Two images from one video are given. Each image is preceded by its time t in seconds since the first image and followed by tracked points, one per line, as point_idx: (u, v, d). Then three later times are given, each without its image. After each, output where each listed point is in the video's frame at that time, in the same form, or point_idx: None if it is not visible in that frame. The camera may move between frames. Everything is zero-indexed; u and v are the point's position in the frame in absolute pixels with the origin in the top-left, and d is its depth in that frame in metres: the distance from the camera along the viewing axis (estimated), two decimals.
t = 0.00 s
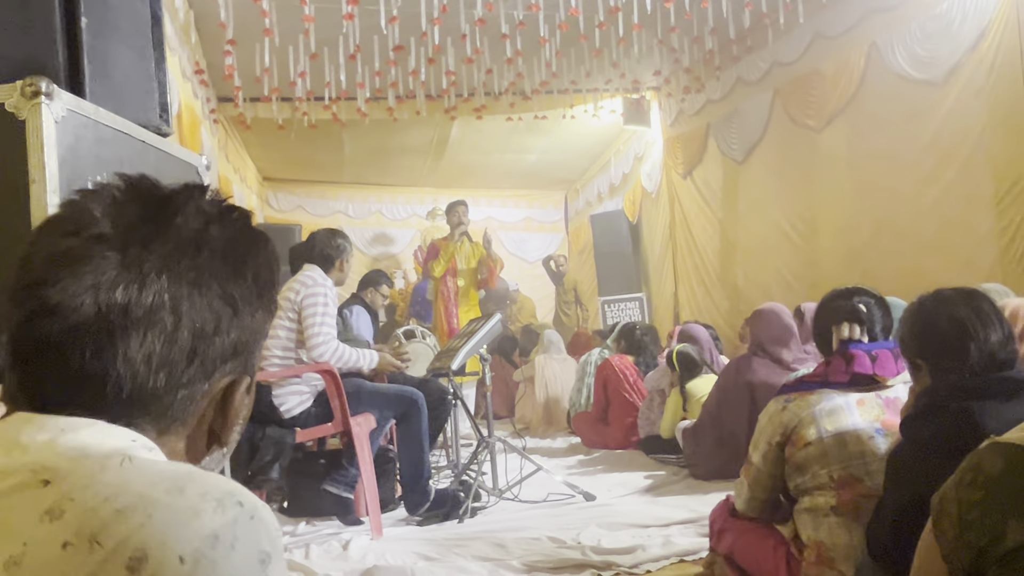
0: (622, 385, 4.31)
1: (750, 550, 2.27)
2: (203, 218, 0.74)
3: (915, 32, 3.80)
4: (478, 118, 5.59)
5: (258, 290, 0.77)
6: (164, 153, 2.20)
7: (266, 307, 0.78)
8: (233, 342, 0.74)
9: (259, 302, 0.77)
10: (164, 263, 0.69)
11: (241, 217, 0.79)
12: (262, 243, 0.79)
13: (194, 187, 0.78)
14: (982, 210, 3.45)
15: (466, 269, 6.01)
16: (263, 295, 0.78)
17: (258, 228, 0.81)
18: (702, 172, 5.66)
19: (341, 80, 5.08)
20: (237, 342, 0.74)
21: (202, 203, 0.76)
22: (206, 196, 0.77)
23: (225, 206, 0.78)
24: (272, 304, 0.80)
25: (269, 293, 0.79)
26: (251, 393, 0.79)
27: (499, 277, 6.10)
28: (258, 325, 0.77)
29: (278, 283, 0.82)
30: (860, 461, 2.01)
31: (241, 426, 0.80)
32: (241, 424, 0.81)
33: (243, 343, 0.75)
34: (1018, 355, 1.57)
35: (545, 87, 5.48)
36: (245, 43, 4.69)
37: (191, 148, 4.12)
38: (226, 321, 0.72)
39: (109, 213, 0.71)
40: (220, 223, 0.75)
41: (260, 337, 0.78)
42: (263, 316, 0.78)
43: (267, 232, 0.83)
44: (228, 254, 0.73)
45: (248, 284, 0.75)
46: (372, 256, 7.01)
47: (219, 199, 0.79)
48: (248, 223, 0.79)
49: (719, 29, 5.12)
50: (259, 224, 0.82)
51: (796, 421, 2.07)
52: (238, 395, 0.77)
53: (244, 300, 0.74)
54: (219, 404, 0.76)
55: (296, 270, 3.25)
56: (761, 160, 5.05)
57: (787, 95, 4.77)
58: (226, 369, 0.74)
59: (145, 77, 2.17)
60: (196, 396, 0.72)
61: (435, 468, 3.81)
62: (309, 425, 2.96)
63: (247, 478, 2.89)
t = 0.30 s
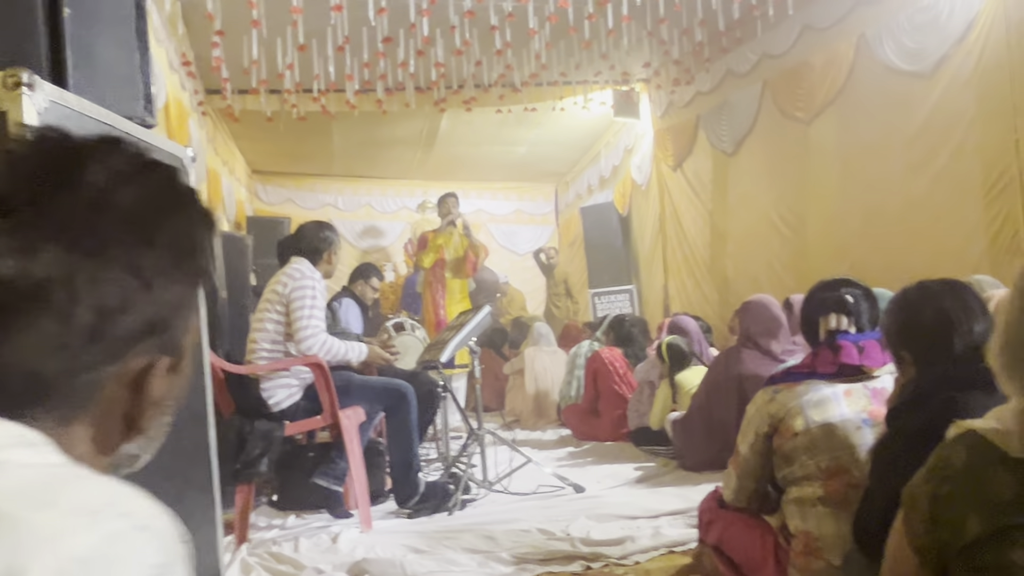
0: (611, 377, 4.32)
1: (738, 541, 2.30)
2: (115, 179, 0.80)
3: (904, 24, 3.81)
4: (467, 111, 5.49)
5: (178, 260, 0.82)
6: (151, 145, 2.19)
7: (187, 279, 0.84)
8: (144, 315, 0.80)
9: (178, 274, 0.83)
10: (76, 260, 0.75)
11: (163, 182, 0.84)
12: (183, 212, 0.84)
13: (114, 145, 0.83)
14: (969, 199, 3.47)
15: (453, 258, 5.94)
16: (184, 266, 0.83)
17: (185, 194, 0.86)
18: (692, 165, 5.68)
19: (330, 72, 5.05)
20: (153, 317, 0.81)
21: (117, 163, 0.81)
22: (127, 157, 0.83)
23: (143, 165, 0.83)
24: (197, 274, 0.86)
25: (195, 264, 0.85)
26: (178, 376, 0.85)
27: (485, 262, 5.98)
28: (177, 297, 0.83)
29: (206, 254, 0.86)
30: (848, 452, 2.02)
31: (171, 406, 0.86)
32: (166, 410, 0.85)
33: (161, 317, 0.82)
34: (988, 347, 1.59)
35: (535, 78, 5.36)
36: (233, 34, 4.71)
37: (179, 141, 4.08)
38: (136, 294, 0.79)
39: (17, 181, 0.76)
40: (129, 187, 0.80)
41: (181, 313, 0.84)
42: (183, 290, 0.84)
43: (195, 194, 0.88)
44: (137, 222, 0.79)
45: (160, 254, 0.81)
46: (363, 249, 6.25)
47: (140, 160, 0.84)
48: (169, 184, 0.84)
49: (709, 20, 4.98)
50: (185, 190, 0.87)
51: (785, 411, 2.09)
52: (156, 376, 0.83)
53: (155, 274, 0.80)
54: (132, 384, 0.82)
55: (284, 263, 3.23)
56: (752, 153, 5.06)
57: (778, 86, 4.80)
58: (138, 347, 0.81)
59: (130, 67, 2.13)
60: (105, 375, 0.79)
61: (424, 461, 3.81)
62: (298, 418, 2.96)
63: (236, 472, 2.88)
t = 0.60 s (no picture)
0: (603, 372, 4.32)
1: (726, 536, 2.29)
2: None
3: (895, 19, 3.80)
4: (460, 107, 5.42)
5: (47, 248, 0.91)
6: (132, 141, 2.17)
7: (57, 268, 0.93)
8: (17, 303, 0.88)
9: (47, 260, 0.91)
10: None
11: (33, 180, 0.94)
12: (61, 198, 0.96)
13: None
14: (960, 196, 3.47)
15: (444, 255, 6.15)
16: (52, 253, 0.92)
17: (51, 181, 0.96)
18: (685, 160, 5.71)
19: (322, 67, 5.04)
20: (26, 302, 0.89)
21: None
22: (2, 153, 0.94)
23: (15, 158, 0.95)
24: (71, 260, 0.96)
25: (66, 252, 0.95)
26: (64, 360, 0.97)
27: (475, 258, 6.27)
28: (50, 282, 0.92)
29: (79, 236, 0.97)
30: (834, 448, 2.02)
31: (65, 387, 0.99)
32: (59, 392, 0.98)
33: (35, 301, 0.90)
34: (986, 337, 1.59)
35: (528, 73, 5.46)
36: (224, 29, 4.67)
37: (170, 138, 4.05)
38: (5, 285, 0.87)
39: None
40: None
41: (54, 297, 0.92)
42: (49, 276, 0.92)
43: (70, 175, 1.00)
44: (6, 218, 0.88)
45: (28, 244, 0.89)
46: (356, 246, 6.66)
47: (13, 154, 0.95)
48: (34, 173, 0.95)
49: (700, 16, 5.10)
50: (54, 175, 0.97)
51: (771, 406, 2.09)
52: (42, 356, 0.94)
53: (21, 263, 0.88)
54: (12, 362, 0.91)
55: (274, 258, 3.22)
56: (743, 148, 5.06)
57: (769, 82, 4.78)
58: (17, 332, 0.89)
59: (113, 62, 2.12)
60: None
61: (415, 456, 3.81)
62: (287, 414, 2.98)
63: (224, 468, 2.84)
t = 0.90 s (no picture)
0: (602, 369, 4.32)
1: (723, 534, 2.29)
2: (46, 201, 0.88)
3: (892, 16, 3.80)
4: (457, 106, 5.47)
5: (103, 268, 0.92)
6: (129, 140, 2.16)
7: (113, 287, 0.93)
8: (78, 316, 0.89)
9: (105, 280, 0.92)
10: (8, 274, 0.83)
11: (92, 214, 0.93)
12: (106, 228, 0.94)
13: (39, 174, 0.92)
14: (957, 194, 3.47)
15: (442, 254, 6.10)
16: (111, 274, 0.93)
17: (105, 214, 0.95)
18: (682, 157, 5.71)
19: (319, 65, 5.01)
20: (85, 318, 0.90)
21: (45, 189, 0.89)
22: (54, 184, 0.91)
23: (69, 191, 0.92)
24: (125, 283, 0.96)
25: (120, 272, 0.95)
26: (115, 369, 0.97)
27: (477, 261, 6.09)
28: (108, 304, 0.93)
29: (127, 261, 0.97)
30: (831, 445, 2.01)
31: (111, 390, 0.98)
32: (107, 395, 0.98)
33: (94, 318, 0.91)
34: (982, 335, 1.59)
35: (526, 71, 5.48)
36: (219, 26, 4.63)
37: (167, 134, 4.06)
38: (72, 302, 0.88)
39: None
40: (58, 208, 0.89)
41: (112, 316, 0.94)
42: (109, 296, 0.93)
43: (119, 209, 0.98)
44: (69, 240, 0.88)
45: (90, 264, 0.90)
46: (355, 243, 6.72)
47: (64, 183, 0.93)
48: (93, 206, 0.93)
49: (698, 13, 5.09)
50: (106, 210, 0.95)
51: (768, 404, 2.10)
52: (94, 368, 0.94)
53: (85, 283, 0.89)
54: (73, 377, 0.92)
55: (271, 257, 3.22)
56: (741, 145, 5.08)
57: (766, 80, 4.78)
58: (79, 345, 0.91)
59: (109, 61, 2.11)
60: (49, 372, 0.88)
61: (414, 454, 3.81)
62: (285, 413, 2.97)
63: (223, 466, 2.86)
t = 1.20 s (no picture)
0: (600, 367, 4.32)
1: (721, 531, 2.30)
2: (97, 217, 0.90)
3: (890, 12, 3.81)
4: (456, 102, 5.32)
5: (157, 283, 0.92)
6: (127, 139, 2.17)
7: (162, 299, 0.94)
8: (131, 329, 0.89)
9: (156, 293, 0.92)
10: (65, 285, 0.83)
11: (143, 230, 0.95)
12: (155, 241, 0.95)
13: (89, 191, 0.94)
14: (957, 188, 3.46)
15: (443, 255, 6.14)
16: (162, 287, 0.94)
17: (154, 230, 0.97)
18: (681, 154, 5.71)
19: (319, 62, 4.98)
20: (137, 330, 0.89)
21: (98, 205, 0.92)
22: (105, 201, 0.94)
23: (118, 207, 0.94)
24: (173, 296, 0.97)
25: (169, 286, 0.95)
26: (157, 383, 0.97)
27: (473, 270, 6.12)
28: (158, 316, 0.93)
29: (175, 277, 0.98)
30: (829, 443, 2.02)
31: (153, 407, 0.99)
32: (150, 410, 0.98)
33: (145, 331, 0.91)
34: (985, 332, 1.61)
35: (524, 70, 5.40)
36: (218, 24, 4.77)
37: (166, 131, 4.03)
38: (125, 313, 0.88)
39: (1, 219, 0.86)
40: (111, 222, 0.91)
41: (159, 328, 0.93)
42: (159, 309, 0.93)
43: (164, 227, 1.00)
44: (122, 251, 0.89)
45: (144, 278, 0.90)
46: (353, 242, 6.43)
47: (113, 200, 0.95)
48: (142, 221, 0.96)
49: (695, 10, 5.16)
50: (152, 225, 0.97)
51: (767, 402, 2.09)
52: (142, 380, 0.93)
53: (137, 294, 0.89)
54: (124, 388, 0.92)
55: (270, 255, 3.22)
56: (738, 141, 5.07)
57: (764, 76, 4.80)
58: (129, 358, 0.90)
59: (107, 60, 2.10)
60: (100, 384, 0.88)
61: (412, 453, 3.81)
62: (284, 411, 2.97)
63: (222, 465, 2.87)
